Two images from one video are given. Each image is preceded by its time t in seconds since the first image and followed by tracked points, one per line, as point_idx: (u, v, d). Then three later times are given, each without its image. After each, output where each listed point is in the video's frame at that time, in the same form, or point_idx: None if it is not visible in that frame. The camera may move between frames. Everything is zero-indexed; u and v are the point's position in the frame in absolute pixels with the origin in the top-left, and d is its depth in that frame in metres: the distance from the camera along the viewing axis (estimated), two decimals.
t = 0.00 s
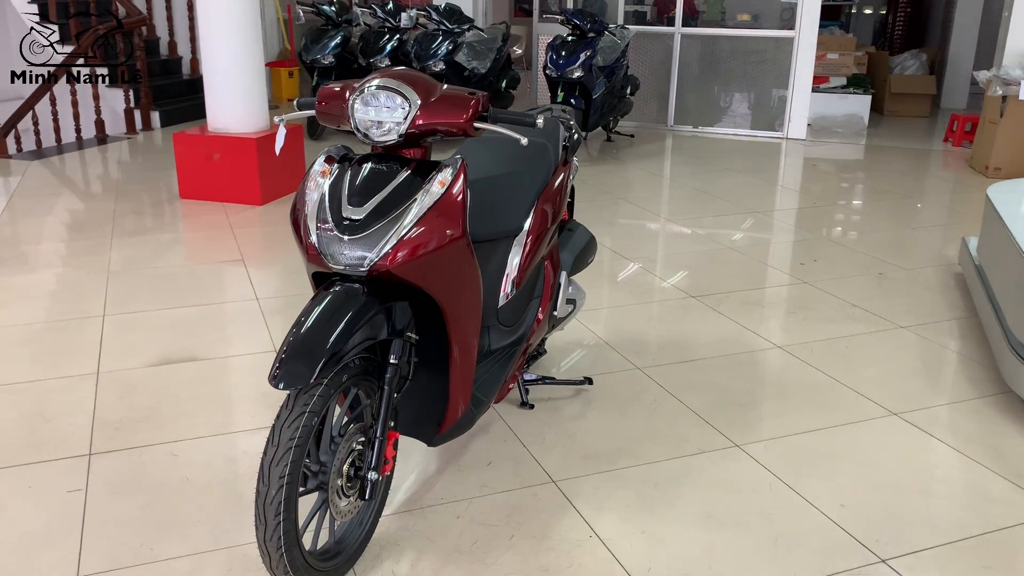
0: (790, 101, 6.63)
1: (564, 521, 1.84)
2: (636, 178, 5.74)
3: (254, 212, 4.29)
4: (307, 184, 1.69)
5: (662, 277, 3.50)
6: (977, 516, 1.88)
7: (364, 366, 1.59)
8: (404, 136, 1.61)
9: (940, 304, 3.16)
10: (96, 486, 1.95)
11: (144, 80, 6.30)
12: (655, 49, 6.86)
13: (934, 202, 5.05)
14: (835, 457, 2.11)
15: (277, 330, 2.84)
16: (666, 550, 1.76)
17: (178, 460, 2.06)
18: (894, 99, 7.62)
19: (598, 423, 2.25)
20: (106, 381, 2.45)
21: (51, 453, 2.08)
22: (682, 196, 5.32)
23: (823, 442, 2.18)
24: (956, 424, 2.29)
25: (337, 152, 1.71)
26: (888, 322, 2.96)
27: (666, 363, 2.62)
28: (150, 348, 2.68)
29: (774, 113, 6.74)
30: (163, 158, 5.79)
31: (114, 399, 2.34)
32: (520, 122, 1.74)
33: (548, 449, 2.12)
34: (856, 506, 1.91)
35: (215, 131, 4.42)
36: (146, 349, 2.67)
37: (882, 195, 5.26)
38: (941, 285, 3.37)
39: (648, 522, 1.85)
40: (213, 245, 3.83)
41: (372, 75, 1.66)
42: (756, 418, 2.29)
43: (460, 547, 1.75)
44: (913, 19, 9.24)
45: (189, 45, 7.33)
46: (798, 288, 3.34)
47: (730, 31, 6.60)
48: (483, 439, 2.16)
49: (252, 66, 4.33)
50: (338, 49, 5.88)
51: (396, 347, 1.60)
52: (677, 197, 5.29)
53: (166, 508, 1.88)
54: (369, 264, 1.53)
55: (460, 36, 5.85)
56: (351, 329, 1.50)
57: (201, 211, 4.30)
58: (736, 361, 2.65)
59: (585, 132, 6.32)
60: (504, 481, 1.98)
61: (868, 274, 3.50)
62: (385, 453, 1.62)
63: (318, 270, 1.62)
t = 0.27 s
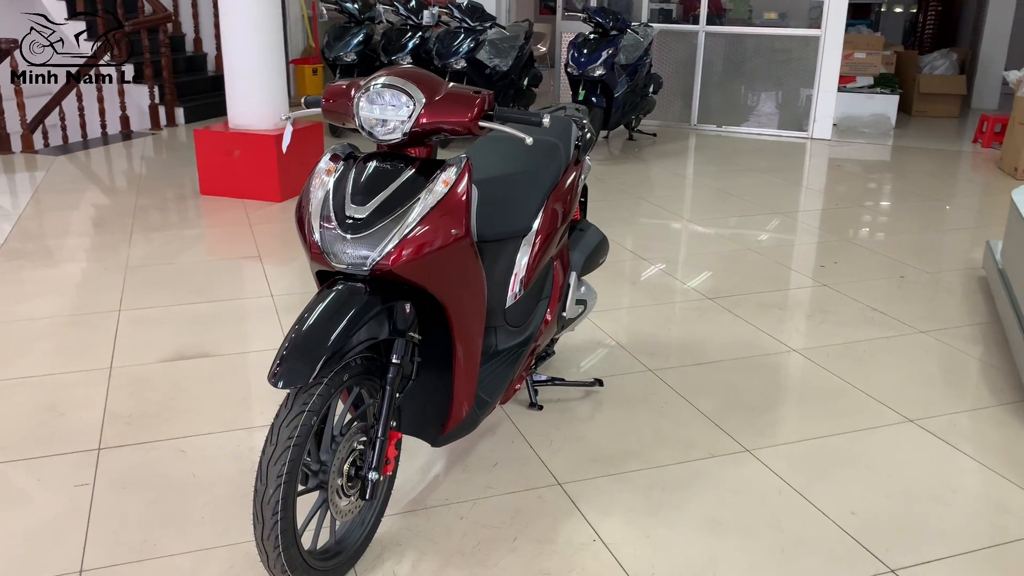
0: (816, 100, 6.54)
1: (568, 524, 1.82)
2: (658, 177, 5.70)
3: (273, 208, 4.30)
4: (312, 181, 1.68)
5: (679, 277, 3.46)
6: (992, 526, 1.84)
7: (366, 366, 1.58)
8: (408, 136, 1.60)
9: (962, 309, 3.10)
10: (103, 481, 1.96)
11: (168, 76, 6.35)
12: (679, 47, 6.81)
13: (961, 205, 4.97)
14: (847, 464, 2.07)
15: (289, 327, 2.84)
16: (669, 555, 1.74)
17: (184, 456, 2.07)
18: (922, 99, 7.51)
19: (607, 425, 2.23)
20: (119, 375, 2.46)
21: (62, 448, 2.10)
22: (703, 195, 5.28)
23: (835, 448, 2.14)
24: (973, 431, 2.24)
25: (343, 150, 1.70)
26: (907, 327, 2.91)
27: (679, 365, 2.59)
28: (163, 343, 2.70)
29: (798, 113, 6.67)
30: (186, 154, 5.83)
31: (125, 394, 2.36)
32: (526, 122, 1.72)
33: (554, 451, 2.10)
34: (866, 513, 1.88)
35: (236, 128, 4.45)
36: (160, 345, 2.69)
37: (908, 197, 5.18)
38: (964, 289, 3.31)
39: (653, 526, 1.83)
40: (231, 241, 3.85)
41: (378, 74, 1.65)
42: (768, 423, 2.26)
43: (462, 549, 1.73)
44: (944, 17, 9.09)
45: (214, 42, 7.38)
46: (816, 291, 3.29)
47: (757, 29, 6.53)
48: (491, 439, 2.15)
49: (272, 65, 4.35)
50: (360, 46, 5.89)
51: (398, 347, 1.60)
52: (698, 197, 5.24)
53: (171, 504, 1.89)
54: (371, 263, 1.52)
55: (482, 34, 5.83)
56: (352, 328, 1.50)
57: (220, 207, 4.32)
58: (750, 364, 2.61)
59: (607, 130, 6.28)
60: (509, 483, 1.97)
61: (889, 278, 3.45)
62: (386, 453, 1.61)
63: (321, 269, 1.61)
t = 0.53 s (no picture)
0: (840, 99, 6.45)
1: (574, 527, 1.81)
2: (678, 176, 5.67)
3: (292, 206, 4.33)
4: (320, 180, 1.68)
5: (696, 278, 3.44)
6: (1007, 534, 1.80)
7: (371, 366, 1.58)
8: (415, 135, 1.60)
9: (983, 313, 3.05)
10: (114, 477, 1.98)
11: (191, 74, 6.40)
12: (701, 46, 6.78)
13: (987, 206, 4.89)
14: (860, 469, 2.04)
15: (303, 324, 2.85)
16: (676, 560, 1.72)
17: (195, 453, 2.08)
18: (950, 99, 7.41)
19: (618, 427, 2.22)
20: (134, 372, 2.49)
21: (75, 443, 2.12)
22: (723, 195, 5.24)
23: (848, 453, 2.11)
24: (991, 436, 2.20)
25: (352, 150, 1.70)
26: (926, 331, 2.87)
27: (692, 366, 2.57)
28: (178, 340, 2.72)
29: (822, 113, 6.58)
30: (208, 151, 5.88)
31: (139, 390, 2.38)
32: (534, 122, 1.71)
33: (564, 453, 2.09)
34: (878, 520, 1.85)
35: (256, 126, 4.47)
36: (175, 341, 2.71)
37: (932, 198, 5.11)
38: (986, 293, 3.26)
39: (660, 530, 1.81)
40: (250, 239, 3.88)
41: (386, 72, 1.65)
42: (780, 426, 2.24)
43: (467, 550, 1.73)
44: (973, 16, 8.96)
45: (237, 39, 7.43)
46: (835, 293, 3.26)
47: (782, 28, 6.48)
48: (500, 440, 2.14)
49: (292, 65, 4.37)
50: (381, 44, 5.90)
51: (404, 347, 1.59)
52: (719, 197, 5.20)
53: (181, 500, 1.90)
54: (377, 263, 1.52)
55: (502, 32, 5.81)
56: (357, 328, 1.50)
57: (239, 205, 4.35)
58: (764, 366, 2.59)
59: (628, 129, 6.25)
60: (517, 484, 1.96)
61: (909, 280, 3.40)
62: (391, 453, 1.61)
63: (328, 268, 1.61)
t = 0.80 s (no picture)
0: (861, 95, 6.35)
1: (580, 526, 1.81)
2: (696, 174, 5.64)
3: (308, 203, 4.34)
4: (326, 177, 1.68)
5: (709, 276, 3.42)
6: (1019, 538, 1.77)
7: (375, 363, 1.58)
8: (420, 132, 1.60)
9: (1002, 313, 3.01)
10: (123, 471, 2.00)
11: (211, 72, 6.44)
12: (720, 43, 6.75)
13: (1009, 206, 4.83)
14: (870, 471, 2.02)
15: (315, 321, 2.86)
16: (681, 560, 1.71)
17: (204, 448, 2.09)
18: (973, 97, 7.32)
19: (626, 426, 2.21)
20: (146, 367, 2.51)
21: (86, 437, 2.14)
22: (741, 193, 5.20)
23: (858, 455, 2.09)
24: (1007, 438, 2.17)
25: (358, 146, 1.70)
26: (942, 331, 2.83)
27: (702, 366, 2.56)
28: (191, 336, 2.74)
29: (843, 111, 6.51)
30: (227, 148, 5.92)
31: (150, 385, 2.40)
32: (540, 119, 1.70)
33: (571, 451, 2.09)
34: (887, 523, 1.83)
35: (273, 123, 4.50)
36: (188, 337, 2.73)
37: (953, 197, 5.05)
38: (1006, 294, 3.21)
39: (666, 529, 1.80)
40: (265, 236, 3.90)
41: (392, 69, 1.64)
42: (790, 426, 2.22)
43: (471, 547, 1.73)
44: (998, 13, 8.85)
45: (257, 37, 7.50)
46: (851, 292, 3.23)
47: (803, 25, 6.42)
48: (508, 437, 2.14)
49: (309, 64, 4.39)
50: (399, 42, 5.91)
51: (408, 344, 1.59)
52: (736, 195, 5.17)
53: (188, 495, 1.91)
54: (381, 261, 1.53)
55: (519, 30, 5.80)
56: (360, 324, 1.50)
57: (256, 202, 4.38)
58: (776, 366, 2.57)
59: (646, 127, 6.22)
60: (523, 482, 1.96)
61: (926, 280, 3.36)
62: (395, 450, 1.61)
63: (333, 265, 1.61)
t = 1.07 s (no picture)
0: (879, 94, 6.27)
1: (579, 525, 1.80)
2: (711, 173, 5.61)
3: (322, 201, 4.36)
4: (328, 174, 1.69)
5: (721, 277, 3.40)
6: None
7: (374, 360, 1.58)
8: (420, 130, 1.60)
9: (1017, 317, 2.97)
10: (128, 465, 2.02)
11: (229, 70, 6.49)
12: (739, 42, 6.71)
13: None
14: (875, 475, 2.00)
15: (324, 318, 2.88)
16: (680, 561, 1.70)
17: (209, 443, 2.11)
18: (996, 97, 7.25)
19: (630, 426, 2.20)
20: (155, 362, 2.53)
21: (93, 431, 2.16)
22: (757, 193, 5.17)
23: (863, 457, 2.07)
24: (1016, 443, 2.14)
25: (360, 144, 1.70)
26: (955, 335, 2.80)
27: (710, 367, 2.54)
28: (201, 332, 2.76)
29: (862, 110, 6.44)
30: (245, 146, 5.96)
31: (159, 380, 2.42)
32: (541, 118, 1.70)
33: (573, 451, 2.08)
34: (890, 526, 1.81)
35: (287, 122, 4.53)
36: (198, 333, 2.75)
37: (973, 199, 4.99)
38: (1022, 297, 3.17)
39: (666, 530, 1.79)
40: (279, 233, 3.92)
41: (392, 67, 1.64)
42: (796, 428, 2.20)
43: (469, 546, 1.73)
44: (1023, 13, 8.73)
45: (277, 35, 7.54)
46: (863, 294, 3.20)
47: (822, 25, 6.38)
48: (511, 436, 2.14)
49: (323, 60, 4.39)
50: (416, 40, 5.93)
51: (407, 341, 1.59)
52: (752, 195, 5.14)
53: (191, 489, 1.93)
54: (379, 258, 1.53)
55: (536, 29, 5.79)
56: (358, 321, 1.50)
57: (271, 199, 4.41)
58: (784, 367, 2.55)
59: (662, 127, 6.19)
60: (524, 481, 1.96)
61: (941, 283, 3.32)
62: (393, 447, 1.62)
63: (333, 262, 1.62)
